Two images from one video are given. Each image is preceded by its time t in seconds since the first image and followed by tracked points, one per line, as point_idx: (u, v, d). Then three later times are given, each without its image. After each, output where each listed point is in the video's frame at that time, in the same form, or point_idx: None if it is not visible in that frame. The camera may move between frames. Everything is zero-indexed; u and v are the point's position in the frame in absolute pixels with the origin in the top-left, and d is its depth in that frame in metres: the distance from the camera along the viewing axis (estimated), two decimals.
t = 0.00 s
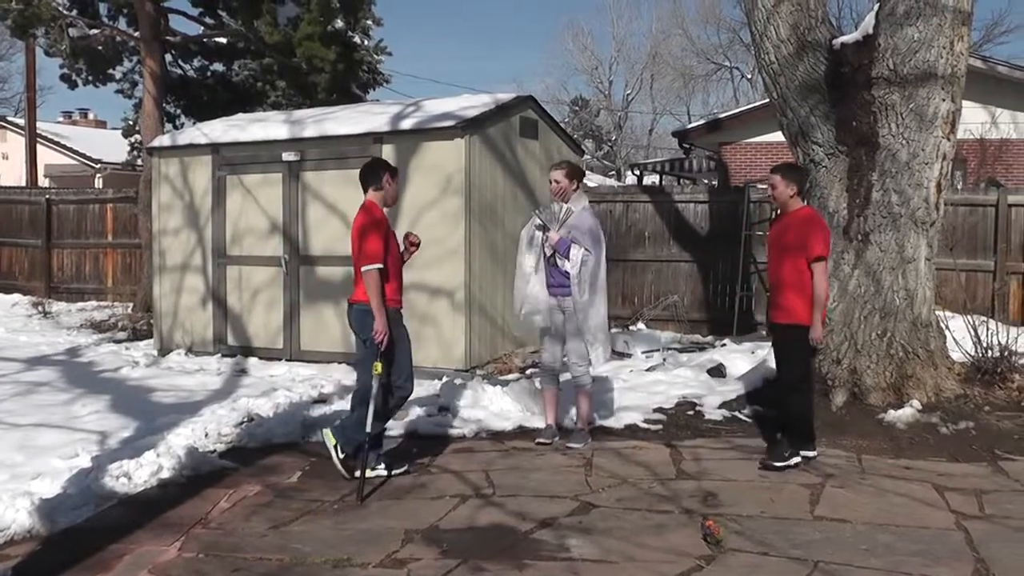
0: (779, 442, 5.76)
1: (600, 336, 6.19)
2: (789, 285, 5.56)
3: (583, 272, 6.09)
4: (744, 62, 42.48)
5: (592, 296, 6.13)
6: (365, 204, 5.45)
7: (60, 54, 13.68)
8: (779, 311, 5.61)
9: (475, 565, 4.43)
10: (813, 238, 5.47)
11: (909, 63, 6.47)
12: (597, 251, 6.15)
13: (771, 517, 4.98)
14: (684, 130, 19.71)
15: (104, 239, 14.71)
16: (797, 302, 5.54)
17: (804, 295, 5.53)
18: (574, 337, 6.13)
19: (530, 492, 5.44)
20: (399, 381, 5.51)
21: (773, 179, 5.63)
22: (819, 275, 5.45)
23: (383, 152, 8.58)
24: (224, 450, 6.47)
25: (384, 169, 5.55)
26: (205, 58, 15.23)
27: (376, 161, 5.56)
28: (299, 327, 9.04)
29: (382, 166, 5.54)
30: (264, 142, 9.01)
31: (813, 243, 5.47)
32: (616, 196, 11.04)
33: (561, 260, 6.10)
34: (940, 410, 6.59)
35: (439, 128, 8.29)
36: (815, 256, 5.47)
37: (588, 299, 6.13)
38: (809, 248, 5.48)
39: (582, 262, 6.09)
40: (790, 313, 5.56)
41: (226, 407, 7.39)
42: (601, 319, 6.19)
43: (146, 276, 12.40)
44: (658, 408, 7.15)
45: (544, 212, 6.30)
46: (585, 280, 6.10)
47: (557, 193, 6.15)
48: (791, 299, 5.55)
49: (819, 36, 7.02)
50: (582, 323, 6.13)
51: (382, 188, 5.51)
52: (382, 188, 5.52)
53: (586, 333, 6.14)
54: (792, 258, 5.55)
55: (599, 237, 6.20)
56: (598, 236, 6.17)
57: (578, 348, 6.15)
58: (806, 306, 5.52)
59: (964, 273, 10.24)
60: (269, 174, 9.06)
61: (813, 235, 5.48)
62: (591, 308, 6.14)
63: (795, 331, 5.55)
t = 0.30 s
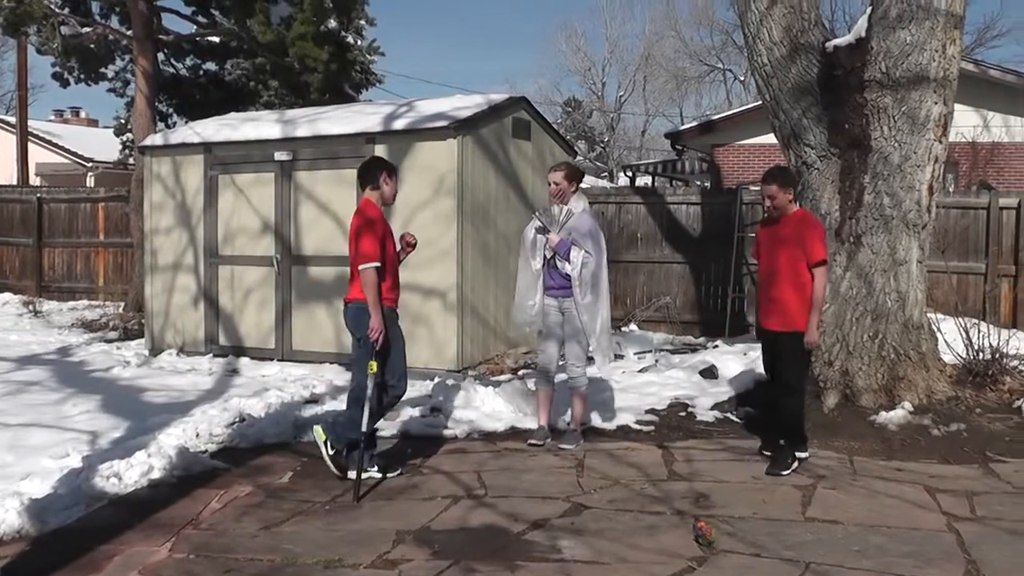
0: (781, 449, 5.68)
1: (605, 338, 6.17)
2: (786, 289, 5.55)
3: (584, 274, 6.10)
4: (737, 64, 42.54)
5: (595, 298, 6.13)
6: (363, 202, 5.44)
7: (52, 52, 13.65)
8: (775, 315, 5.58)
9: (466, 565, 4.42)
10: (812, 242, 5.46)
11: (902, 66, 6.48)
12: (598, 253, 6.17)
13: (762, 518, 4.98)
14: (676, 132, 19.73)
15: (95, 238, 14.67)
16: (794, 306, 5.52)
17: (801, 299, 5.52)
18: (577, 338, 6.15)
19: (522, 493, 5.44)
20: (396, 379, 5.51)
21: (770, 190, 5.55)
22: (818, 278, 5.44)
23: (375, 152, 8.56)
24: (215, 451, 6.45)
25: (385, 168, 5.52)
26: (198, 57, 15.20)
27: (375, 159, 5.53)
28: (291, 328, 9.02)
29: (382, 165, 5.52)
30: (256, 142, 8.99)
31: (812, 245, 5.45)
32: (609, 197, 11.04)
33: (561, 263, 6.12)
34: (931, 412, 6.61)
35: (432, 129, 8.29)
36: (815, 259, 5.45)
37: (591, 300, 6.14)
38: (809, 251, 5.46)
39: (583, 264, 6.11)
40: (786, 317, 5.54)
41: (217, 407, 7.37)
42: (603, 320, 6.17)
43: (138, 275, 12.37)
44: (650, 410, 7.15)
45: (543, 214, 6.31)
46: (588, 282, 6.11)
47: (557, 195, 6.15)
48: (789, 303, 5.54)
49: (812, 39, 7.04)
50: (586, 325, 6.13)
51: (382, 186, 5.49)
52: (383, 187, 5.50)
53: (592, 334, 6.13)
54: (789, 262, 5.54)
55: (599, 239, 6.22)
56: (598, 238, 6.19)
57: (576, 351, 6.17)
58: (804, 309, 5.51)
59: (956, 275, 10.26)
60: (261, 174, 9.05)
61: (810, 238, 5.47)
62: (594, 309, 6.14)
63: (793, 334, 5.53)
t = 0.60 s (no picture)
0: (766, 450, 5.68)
1: (597, 338, 6.17)
2: (774, 289, 5.51)
3: (572, 275, 6.09)
4: (724, 65, 42.64)
5: (585, 298, 6.13)
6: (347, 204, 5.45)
7: (38, 52, 13.60)
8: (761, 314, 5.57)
9: (453, 567, 4.41)
10: (803, 244, 5.37)
11: (888, 68, 6.49)
12: (586, 254, 6.16)
13: (750, 518, 4.98)
14: (664, 133, 19.76)
15: (82, 240, 14.61)
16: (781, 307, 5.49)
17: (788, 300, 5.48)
18: (568, 337, 6.14)
19: (508, 494, 5.43)
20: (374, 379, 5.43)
21: (759, 190, 5.49)
22: (806, 282, 5.36)
23: (363, 153, 8.54)
24: (202, 452, 6.42)
25: (374, 167, 5.48)
26: (185, 58, 15.14)
27: (365, 159, 5.50)
28: (278, 329, 9.00)
29: (371, 164, 5.48)
30: (243, 142, 8.96)
31: (803, 248, 5.37)
32: (596, 198, 11.02)
33: (549, 264, 6.11)
34: (918, 412, 6.64)
35: (420, 129, 8.28)
36: (805, 262, 5.37)
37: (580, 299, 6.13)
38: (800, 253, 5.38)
39: (572, 265, 6.09)
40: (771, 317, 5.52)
41: (204, 408, 7.35)
42: (593, 321, 6.16)
43: (124, 276, 12.33)
44: (637, 411, 7.16)
45: (532, 215, 6.31)
46: (576, 282, 6.10)
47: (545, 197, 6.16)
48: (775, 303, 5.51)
49: (799, 40, 7.06)
50: (577, 325, 6.12)
51: (370, 186, 5.45)
52: (371, 186, 5.46)
53: (583, 334, 6.12)
54: (779, 261, 5.47)
55: (588, 239, 6.21)
56: (586, 238, 6.18)
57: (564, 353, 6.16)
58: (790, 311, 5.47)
59: (942, 276, 10.29)
60: (248, 175, 9.02)
61: (801, 239, 5.39)
62: (584, 310, 6.13)
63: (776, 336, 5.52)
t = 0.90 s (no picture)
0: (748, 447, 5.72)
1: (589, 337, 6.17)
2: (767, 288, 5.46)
3: (559, 275, 6.07)
4: (721, 66, 42.66)
5: (575, 296, 6.12)
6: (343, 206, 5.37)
7: (34, 55, 13.59)
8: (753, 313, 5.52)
9: (451, 568, 4.41)
10: (798, 243, 5.31)
11: (885, 68, 6.50)
12: (574, 254, 6.14)
13: (747, 519, 4.99)
14: (661, 133, 19.77)
15: (79, 242, 14.60)
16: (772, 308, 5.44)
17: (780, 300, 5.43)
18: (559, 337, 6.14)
19: (506, 495, 5.43)
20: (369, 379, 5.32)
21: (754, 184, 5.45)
22: (796, 282, 5.30)
23: (359, 154, 8.55)
24: (199, 454, 6.42)
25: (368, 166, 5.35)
26: (181, 60, 15.14)
27: (359, 158, 5.38)
28: (275, 330, 8.99)
29: (364, 163, 5.35)
30: (239, 144, 8.96)
31: (797, 247, 5.30)
32: (592, 199, 11.02)
33: (536, 265, 6.12)
34: (915, 412, 6.65)
35: (416, 131, 8.28)
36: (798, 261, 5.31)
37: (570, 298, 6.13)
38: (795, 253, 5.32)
39: (558, 265, 6.09)
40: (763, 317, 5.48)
41: (201, 410, 7.34)
42: (584, 321, 6.14)
43: (121, 279, 12.32)
44: (635, 412, 7.16)
45: (522, 219, 6.35)
46: (564, 281, 6.10)
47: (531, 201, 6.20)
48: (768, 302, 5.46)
49: (795, 40, 7.07)
50: (568, 324, 6.13)
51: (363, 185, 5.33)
52: (364, 185, 5.34)
53: (575, 333, 6.12)
54: (775, 260, 5.41)
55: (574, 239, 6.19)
56: (572, 238, 6.16)
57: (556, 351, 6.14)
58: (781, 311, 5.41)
59: (939, 276, 10.31)
60: (244, 176, 9.02)
61: (795, 238, 5.33)
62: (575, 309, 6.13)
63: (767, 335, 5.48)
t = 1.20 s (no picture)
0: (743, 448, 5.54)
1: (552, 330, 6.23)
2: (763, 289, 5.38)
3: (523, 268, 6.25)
4: (719, 67, 42.66)
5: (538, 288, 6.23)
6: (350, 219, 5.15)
7: (33, 57, 13.58)
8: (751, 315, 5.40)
9: (450, 569, 4.41)
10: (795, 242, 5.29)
11: (884, 68, 6.50)
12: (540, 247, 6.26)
13: (746, 519, 4.99)
14: (659, 134, 19.77)
15: (78, 244, 14.59)
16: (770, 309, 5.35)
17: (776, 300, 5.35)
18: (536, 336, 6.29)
19: (505, 497, 5.43)
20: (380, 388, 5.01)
21: (751, 181, 5.42)
22: (796, 280, 5.29)
23: (359, 156, 8.55)
24: (199, 456, 6.42)
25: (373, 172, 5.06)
26: (180, 61, 15.14)
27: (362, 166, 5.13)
28: (274, 332, 8.99)
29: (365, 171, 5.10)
30: (238, 146, 8.96)
31: (794, 246, 5.28)
32: (592, 200, 11.04)
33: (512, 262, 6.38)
34: (915, 412, 6.65)
35: (415, 132, 8.28)
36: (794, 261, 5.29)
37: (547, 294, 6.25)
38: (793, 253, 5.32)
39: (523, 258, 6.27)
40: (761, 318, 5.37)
41: (201, 412, 7.32)
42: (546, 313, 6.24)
43: (121, 280, 12.32)
44: (634, 412, 7.16)
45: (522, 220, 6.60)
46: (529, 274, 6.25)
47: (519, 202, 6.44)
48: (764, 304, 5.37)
49: (794, 41, 7.07)
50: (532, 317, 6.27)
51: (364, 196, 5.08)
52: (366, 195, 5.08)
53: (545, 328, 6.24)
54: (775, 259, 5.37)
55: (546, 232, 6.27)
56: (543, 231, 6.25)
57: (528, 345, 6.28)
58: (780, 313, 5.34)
59: (939, 276, 10.31)
60: (243, 178, 9.02)
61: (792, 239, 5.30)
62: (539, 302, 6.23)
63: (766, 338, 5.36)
